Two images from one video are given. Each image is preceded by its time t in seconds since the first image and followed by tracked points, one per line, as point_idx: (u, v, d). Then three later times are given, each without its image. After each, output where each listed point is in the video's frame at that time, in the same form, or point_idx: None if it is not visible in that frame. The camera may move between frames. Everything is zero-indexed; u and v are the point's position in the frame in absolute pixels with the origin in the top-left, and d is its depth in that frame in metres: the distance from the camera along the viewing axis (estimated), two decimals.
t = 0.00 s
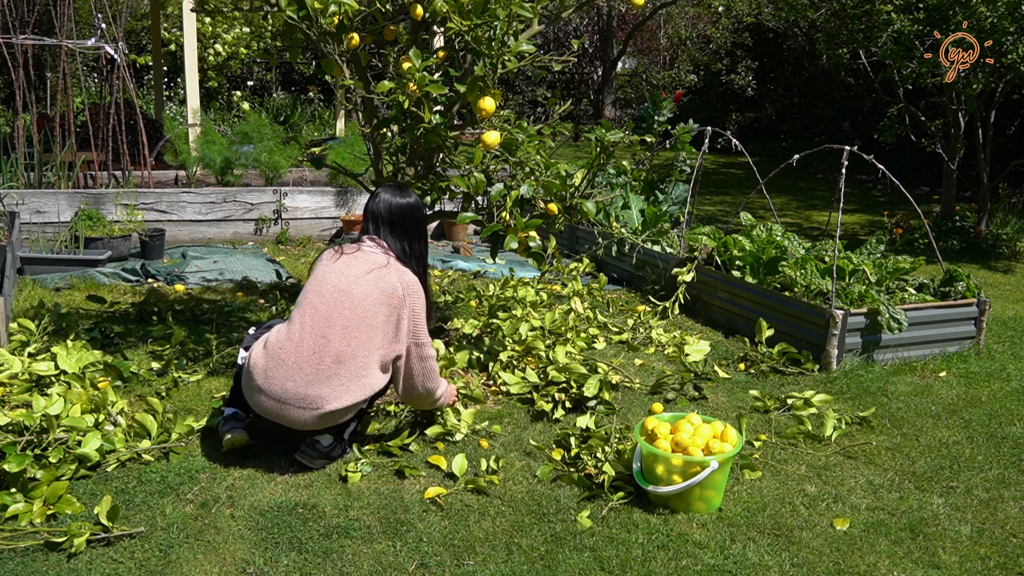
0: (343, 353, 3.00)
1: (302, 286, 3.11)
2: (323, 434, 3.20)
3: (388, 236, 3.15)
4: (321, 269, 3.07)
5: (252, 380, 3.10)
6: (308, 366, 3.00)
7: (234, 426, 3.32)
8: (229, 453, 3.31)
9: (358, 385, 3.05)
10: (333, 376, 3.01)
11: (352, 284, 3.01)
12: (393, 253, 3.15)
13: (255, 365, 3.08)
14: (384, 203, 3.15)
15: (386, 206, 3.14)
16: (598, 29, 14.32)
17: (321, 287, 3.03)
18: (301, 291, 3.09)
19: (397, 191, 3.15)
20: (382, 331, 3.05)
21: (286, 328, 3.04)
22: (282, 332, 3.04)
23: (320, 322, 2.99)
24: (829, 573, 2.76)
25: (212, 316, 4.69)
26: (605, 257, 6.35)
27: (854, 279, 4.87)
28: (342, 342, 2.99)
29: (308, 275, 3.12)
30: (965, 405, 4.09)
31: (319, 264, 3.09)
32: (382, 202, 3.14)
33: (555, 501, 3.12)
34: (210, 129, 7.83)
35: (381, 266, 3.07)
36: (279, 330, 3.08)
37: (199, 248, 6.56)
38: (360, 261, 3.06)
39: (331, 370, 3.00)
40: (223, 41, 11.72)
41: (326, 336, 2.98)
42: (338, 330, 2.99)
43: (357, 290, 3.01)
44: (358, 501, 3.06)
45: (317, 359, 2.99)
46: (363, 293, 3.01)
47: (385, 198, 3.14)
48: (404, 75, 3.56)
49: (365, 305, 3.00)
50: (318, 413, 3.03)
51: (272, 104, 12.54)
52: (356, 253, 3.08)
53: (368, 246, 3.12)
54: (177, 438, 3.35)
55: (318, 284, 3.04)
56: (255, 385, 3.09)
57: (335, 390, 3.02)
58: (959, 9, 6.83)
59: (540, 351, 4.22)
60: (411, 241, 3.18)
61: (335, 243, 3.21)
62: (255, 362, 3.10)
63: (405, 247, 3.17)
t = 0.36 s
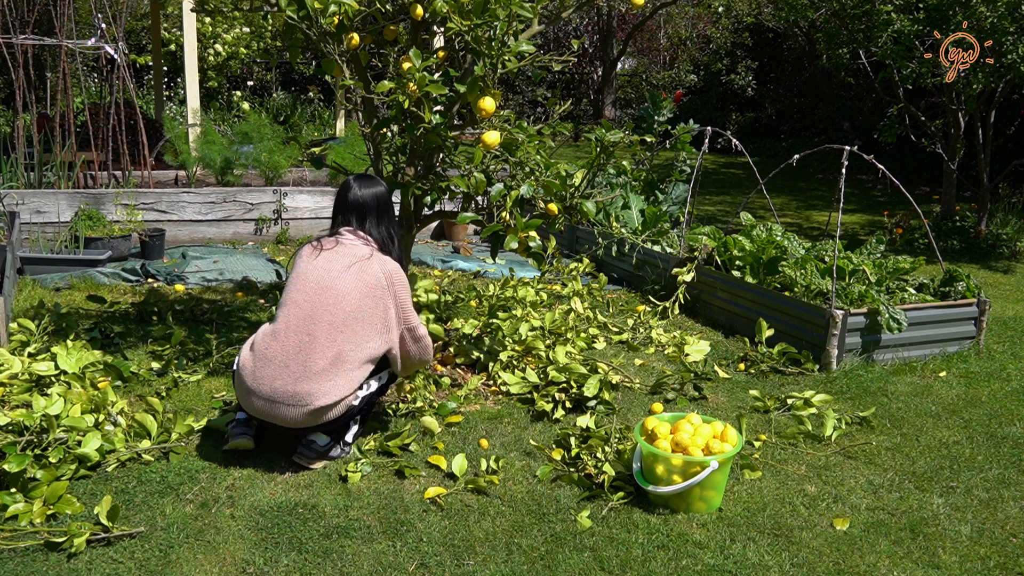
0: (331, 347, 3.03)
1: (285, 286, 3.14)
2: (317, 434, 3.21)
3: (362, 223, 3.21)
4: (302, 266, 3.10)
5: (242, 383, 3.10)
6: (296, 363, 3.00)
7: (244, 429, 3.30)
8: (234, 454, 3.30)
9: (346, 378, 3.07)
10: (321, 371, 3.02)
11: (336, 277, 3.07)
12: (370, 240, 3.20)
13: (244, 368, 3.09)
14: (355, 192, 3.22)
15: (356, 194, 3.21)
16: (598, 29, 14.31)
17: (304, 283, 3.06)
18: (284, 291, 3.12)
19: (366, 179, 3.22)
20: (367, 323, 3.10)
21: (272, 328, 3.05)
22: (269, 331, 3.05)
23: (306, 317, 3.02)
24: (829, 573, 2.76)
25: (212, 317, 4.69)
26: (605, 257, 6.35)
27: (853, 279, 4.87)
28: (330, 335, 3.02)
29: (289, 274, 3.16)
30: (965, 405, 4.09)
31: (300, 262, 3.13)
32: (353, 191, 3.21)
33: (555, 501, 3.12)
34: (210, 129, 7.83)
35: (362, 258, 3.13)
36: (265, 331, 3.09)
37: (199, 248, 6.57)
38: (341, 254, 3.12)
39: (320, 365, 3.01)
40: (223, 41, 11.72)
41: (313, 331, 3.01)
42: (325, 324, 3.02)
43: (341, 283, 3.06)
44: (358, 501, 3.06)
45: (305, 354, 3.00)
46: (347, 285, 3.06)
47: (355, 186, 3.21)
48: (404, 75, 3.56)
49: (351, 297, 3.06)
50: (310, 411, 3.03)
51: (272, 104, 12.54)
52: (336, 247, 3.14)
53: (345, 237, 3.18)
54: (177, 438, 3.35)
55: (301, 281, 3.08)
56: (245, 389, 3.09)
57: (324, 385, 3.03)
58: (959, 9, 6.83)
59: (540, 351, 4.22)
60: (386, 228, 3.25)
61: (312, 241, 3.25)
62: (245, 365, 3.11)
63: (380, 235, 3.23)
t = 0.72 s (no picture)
0: (350, 338, 3.14)
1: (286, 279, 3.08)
2: (326, 423, 3.24)
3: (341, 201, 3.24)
4: (312, 259, 3.07)
5: (259, 382, 3.07)
6: (325, 359, 3.07)
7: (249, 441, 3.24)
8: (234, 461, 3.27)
9: (360, 365, 3.21)
10: (344, 361, 3.13)
11: (347, 267, 3.13)
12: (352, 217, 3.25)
13: (262, 368, 3.04)
14: (330, 170, 3.22)
15: (329, 171, 3.22)
16: (598, 29, 14.31)
17: (319, 277, 3.06)
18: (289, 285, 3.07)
19: (336, 157, 3.24)
20: (370, 309, 3.24)
21: (292, 326, 3.02)
22: (290, 329, 3.02)
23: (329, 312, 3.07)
24: (829, 573, 2.76)
25: (212, 317, 4.69)
26: (605, 257, 6.34)
27: (853, 279, 4.87)
28: (350, 326, 3.13)
29: (288, 266, 3.09)
30: (965, 405, 4.09)
31: (303, 254, 3.08)
32: (328, 170, 3.21)
33: (556, 501, 3.12)
34: (210, 129, 7.83)
35: (364, 246, 3.21)
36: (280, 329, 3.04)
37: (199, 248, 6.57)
38: (346, 243, 3.16)
39: (344, 357, 3.12)
40: (223, 41, 11.72)
41: (337, 325, 3.08)
42: (346, 316, 3.11)
43: (354, 274, 3.14)
44: (358, 501, 3.06)
45: (333, 349, 3.07)
46: (359, 275, 3.15)
47: (327, 164, 3.22)
48: (404, 76, 3.56)
49: (362, 285, 3.17)
50: (338, 402, 3.14)
51: (272, 104, 12.54)
52: (339, 236, 3.15)
53: (335, 220, 3.18)
54: (177, 438, 3.34)
55: (315, 275, 3.06)
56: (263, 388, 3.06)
57: (348, 376, 3.14)
58: (959, 9, 6.83)
59: (540, 351, 4.22)
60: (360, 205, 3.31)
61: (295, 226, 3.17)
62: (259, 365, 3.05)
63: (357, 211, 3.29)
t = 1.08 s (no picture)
0: (352, 332, 3.29)
1: (292, 283, 3.10)
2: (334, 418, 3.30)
3: (315, 196, 3.24)
4: (315, 259, 3.13)
5: (280, 388, 3.11)
6: (341, 355, 3.21)
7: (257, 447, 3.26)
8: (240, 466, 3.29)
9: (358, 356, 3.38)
10: (351, 354, 3.27)
11: (342, 264, 3.24)
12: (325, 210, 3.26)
13: (284, 374, 3.09)
14: (301, 165, 3.22)
15: (301, 166, 3.21)
16: (598, 29, 14.31)
17: (326, 277, 3.15)
18: (296, 289, 3.10)
19: (306, 151, 3.22)
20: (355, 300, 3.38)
21: (310, 328, 3.10)
22: (308, 331, 3.11)
23: (338, 309, 3.19)
24: (829, 573, 2.76)
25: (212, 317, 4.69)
26: (605, 257, 6.34)
27: (853, 279, 4.87)
28: (351, 322, 3.28)
29: (288, 269, 3.10)
30: (965, 405, 4.08)
31: (303, 255, 3.12)
32: (300, 165, 3.20)
33: (556, 501, 3.12)
34: (210, 129, 7.83)
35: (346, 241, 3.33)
36: (296, 333, 3.09)
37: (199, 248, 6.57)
38: (336, 239, 3.25)
39: (351, 350, 3.27)
40: (223, 41, 11.72)
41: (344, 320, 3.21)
42: (348, 311, 3.26)
43: (348, 270, 3.27)
44: (358, 501, 3.06)
45: (346, 345, 3.22)
46: (351, 270, 3.29)
47: (297, 158, 3.20)
48: (404, 75, 3.56)
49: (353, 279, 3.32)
50: (352, 395, 3.30)
51: (272, 104, 12.54)
52: (329, 233, 3.23)
53: (319, 217, 3.22)
54: (177, 438, 3.34)
55: (321, 275, 3.14)
56: (286, 393, 3.11)
57: (356, 369, 3.30)
58: (959, 9, 6.83)
59: (540, 351, 4.22)
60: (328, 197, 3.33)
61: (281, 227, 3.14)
62: (281, 372, 3.09)
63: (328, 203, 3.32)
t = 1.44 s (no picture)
0: (317, 333, 3.19)
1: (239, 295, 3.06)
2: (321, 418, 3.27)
3: (269, 202, 3.18)
4: (258, 268, 3.06)
5: (242, 400, 3.09)
6: (302, 359, 3.12)
7: (255, 439, 3.21)
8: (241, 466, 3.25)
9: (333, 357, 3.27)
10: (318, 357, 3.18)
11: (295, 266, 3.14)
12: (286, 217, 3.19)
13: (242, 386, 3.07)
14: (255, 171, 3.17)
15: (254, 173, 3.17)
16: (598, 29, 14.31)
17: (271, 283, 3.07)
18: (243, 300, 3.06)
19: (263, 162, 3.17)
20: (327, 299, 3.27)
21: (260, 337, 3.05)
22: (259, 341, 3.05)
23: (291, 314, 3.10)
24: (829, 573, 2.76)
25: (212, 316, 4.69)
26: (605, 257, 6.34)
27: (853, 279, 4.87)
28: (315, 323, 3.17)
29: (232, 282, 3.07)
30: (965, 405, 4.09)
31: (246, 265, 3.06)
32: (253, 173, 3.17)
33: (556, 501, 3.12)
34: (210, 129, 7.83)
35: (304, 241, 3.22)
36: (247, 345, 3.06)
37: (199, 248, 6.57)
38: (287, 242, 3.15)
39: (316, 353, 3.17)
40: (223, 41, 11.72)
41: (300, 325, 3.11)
42: (309, 312, 3.15)
43: (303, 271, 3.16)
44: (357, 501, 3.06)
45: (306, 348, 3.12)
46: (308, 270, 3.18)
47: (249, 169, 3.17)
48: (404, 75, 3.56)
49: (314, 280, 3.20)
50: (323, 397, 3.20)
51: (272, 104, 12.54)
52: (278, 237, 3.13)
53: (269, 223, 3.15)
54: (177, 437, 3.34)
55: (265, 281, 3.06)
56: (249, 404, 3.09)
57: (326, 371, 3.20)
58: (959, 9, 6.84)
59: (540, 351, 4.22)
60: (294, 203, 3.25)
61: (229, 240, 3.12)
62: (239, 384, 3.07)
63: (291, 207, 3.24)
